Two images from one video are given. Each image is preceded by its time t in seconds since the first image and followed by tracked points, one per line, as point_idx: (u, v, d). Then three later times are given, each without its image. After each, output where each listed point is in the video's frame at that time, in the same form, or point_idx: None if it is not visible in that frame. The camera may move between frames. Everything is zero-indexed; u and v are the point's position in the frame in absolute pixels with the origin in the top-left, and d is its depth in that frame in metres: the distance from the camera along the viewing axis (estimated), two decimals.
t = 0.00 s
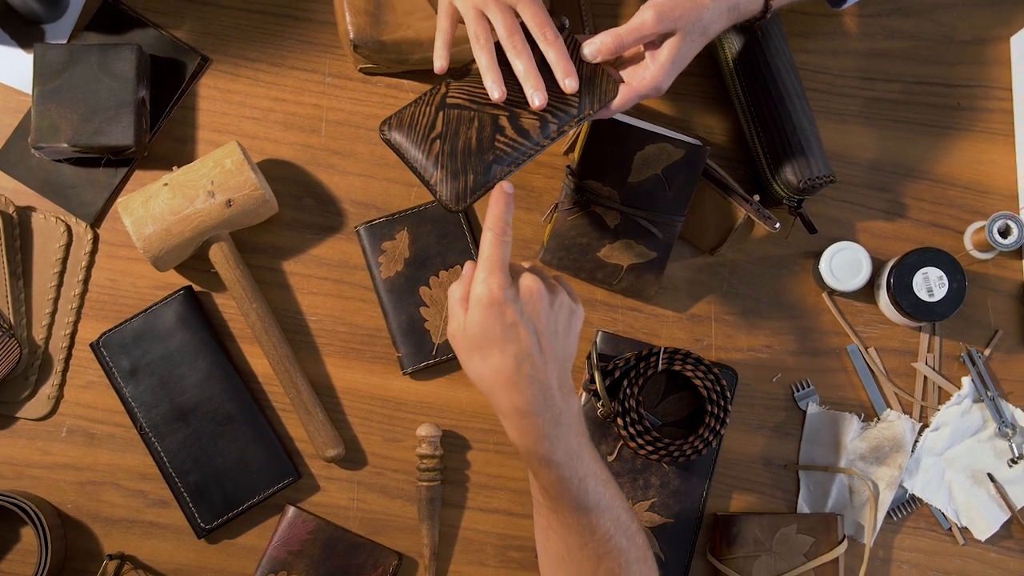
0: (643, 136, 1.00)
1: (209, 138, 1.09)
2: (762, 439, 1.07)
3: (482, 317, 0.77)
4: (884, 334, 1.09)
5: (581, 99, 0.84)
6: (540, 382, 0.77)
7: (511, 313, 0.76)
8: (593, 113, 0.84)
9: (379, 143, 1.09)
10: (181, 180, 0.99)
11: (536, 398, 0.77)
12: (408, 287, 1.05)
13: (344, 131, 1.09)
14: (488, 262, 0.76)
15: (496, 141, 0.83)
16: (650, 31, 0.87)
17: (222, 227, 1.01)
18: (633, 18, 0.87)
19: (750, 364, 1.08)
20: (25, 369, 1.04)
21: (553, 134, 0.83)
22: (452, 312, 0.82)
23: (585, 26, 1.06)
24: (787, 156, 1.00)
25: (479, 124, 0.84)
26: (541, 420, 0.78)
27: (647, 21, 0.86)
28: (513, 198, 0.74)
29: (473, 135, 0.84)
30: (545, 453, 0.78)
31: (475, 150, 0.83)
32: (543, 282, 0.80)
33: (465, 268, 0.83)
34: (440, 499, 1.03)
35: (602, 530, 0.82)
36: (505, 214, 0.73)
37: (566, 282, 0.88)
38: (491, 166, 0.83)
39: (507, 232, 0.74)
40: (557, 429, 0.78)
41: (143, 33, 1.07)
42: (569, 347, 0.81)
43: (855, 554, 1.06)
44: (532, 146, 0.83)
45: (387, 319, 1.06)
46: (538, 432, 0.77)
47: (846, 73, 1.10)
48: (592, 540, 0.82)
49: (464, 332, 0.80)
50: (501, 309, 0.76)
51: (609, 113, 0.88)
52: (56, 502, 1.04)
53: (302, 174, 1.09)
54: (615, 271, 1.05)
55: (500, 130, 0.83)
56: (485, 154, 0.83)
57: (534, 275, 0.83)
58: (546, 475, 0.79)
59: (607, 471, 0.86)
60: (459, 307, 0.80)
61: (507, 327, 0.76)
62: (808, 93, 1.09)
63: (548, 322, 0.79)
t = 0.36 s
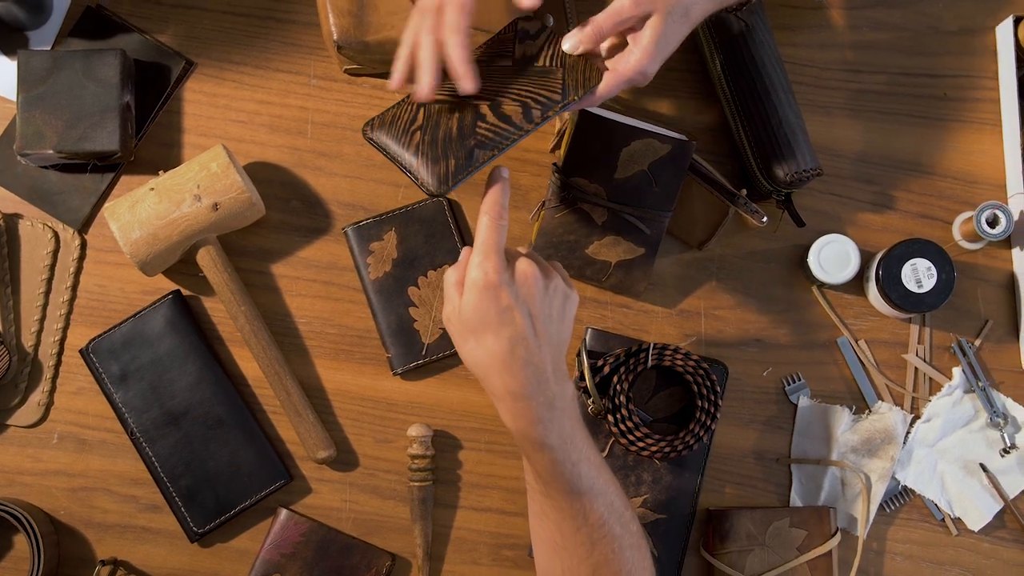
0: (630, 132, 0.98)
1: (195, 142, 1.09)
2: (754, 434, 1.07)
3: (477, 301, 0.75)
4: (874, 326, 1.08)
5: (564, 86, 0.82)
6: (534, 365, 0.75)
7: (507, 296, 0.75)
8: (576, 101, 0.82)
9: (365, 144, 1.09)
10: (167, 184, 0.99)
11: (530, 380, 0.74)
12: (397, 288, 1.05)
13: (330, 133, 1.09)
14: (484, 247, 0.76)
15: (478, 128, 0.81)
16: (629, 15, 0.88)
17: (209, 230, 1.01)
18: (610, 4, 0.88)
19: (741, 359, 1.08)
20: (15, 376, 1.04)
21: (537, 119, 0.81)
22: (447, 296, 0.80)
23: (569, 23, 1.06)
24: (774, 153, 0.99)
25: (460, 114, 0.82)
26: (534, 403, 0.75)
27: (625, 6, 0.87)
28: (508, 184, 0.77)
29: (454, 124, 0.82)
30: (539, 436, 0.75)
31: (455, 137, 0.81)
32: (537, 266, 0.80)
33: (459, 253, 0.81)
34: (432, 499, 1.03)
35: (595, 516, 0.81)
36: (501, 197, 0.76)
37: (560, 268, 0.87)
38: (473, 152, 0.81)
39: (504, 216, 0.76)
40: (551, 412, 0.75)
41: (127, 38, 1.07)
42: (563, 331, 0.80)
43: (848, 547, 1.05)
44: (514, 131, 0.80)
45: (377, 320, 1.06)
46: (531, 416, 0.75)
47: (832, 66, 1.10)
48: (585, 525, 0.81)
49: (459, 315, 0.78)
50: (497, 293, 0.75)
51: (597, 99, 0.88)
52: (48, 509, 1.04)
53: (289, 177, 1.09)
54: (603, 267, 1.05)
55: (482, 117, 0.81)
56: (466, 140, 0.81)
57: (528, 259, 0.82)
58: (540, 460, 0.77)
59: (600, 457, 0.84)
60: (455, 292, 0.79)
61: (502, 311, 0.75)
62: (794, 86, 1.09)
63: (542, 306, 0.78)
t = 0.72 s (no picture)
0: (613, 126, 0.97)
1: (180, 145, 1.08)
2: (744, 427, 1.07)
3: (461, 297, 0.74)
4: (863, 317, 1.08)
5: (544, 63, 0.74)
6: (521, 361, 0.74)
7: (491, 292, 0.74)
8: (557, 72, 0.73)
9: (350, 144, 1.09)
10: (151, 188, 0.98)
11: (516, 376, 0.74)
12: (384, 287, 1.05)
13: (315, 134, 1.09)
14: (469, 242, 0.75)
15: (453, 106, 0.70)
16: None
17: (194, 233, 1.01)
18: None
19: (730, 352, 1.08)
20: (3, 383, 1.04)
21: (517, 87, 0.69)
22: (433, 292, 0.79)
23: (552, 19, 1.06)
24: (760, 146, 0.99)
25: (436, 101, 0.72)
26: (521, 399, 0.75)
27: None
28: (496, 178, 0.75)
29: (429, 110, 0.71)
30: (526, 431, 0.75)
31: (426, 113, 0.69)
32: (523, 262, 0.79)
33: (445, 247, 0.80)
34: (423, 498, 1.03)
35: (585, 509, 0.81)
36: (488, 193, 0.74)
37: (546, 262, 0.86)
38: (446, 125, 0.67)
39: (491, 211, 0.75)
40: (538, 408, 0.75)
41: (109, 41, 1.07)
42: (549, 326, 0.79)
43: (840, 538, 1.06)
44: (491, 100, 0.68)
45: (365, 320, 1.05)
46: (517, 411, 0.75)
47: (816, 57, 1.10)
48: (575, 519, 0.81)
49: (445, 311, 0.77)
50: (482, 288, 0.74)
51: (583, 76, 0.82)
52: (38, 514, 1.04)
53: (274, 178, 1.08)
54: (590, 263, 1.05)
55: (456, 98, 0.71)
56: (439, 116, 0.69)
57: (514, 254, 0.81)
58: (527, 454, 0.77)
59: (589, 451, 0.84)
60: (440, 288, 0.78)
61: (488, 306, 0.74)
62: (778, 79, 1.09)
63: (528, 301, 0.77)
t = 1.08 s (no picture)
0: (598, 121, 0.96)
1: (164, 148, 1.08)
2: (734, 420, 1.07)
3: (438, 303, 0.74)
4: (850, 308, 1.09)
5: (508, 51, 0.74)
6: (501, 365, 0.74)
7: (468, 296, 0.73)
8: (523, 55, 0.73)
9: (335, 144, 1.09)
10: (135, 192, 0.98)
11: (497, 380, 0.74)
12: (371, 287, 1.05)
13: (300, 134, 1.09)
14: (443, 246, 0.73)
15: (420, 101, 0.71)
16: None
17: (180, 236, 1.00)
18: None
19: (718, 346, 1.08)
20: None
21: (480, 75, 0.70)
22: (409, 296, 0.78)
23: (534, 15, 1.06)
24: (745, 137, 0.99)
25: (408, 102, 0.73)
26: (503, 401, 0.75)
27: None
28: (469, 176, 0.70)
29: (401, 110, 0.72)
30: (509, 434, 0.75)
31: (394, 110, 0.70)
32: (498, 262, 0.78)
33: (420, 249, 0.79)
34: (413, 497, 1.03)
35: (573, 507, 0.81)
36: (461, 193, 0.70)
37: (523, 258, 0.85)
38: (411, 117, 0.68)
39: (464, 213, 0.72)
40: (520, 409, 0.75)
41: (91, 46, 1.07)
42: (528, 325, 0.79)
43: (831, 529, 1.05)
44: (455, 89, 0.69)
45: (352, 320, 1.05)
46: (500, 414, 0.75)
47: (799, 49, 1.10)
48: (563, 517, 0.81)
49: (422, 316, 0.77)
50: (458, 294, 0.73)
51: (557, 57, 0.82)
52: (28, 521, 1.04)
53: (259, 180, 1.08)
54: (577, 259, 1.05)
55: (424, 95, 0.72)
56: (406, 111, 0.70)
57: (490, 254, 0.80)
58: (512, 456, 0.78)
59: (575, 448, 0.84)
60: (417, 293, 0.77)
61: (466, 312, 0.73)
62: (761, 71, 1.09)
63: (506, 303, 0.76)
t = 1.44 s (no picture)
0: (579, 116, 0.96)
1: (147, 151, 1.08)
2: (722, 413, 1.07)
3: (409, 285, 0.73)
4: (836, 299, 1.09)
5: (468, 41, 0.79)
6: (476, 344, 0.74)
7: (439, 276, 0.73)
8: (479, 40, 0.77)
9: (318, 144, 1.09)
10: (118, 196, 0.98)
11: (473, 358, 0.74)
12: (357, 287, 1.05)
13: (283, 135, 1.09)
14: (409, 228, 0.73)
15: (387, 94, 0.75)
16: None
17: (164, 239, 1.00)
18: None
19: (705, 339, 1.08)
20: None
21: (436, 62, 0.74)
22: (380, 280, 0.78)
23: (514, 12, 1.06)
24: (727, 126, 0.99)
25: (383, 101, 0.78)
26: (480, 380, 0.75)
27: None
28: (429, 158, 0.70)
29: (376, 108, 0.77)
30: (488, 413, 0.76)
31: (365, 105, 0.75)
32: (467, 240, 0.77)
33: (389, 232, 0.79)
34: (402, 496, 1.03)
35: (556, 485, 0.81)
36: (423, 175, 0.70)
37: (494, 236, 0.85)
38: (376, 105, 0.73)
39: (426, 196, 0.71)
40: (498, 387, 0.75)
41: (72, 51, 1.07)
42: (502, 303, 0.79)
43: (821, 520, 1.05)
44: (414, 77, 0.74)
45: (338, 320, 1.05)
46: (478, 393, 0.75)
47: (781, 41, 1.10)
48: (546, 496, 0.81)
49: (393, 300, 0.76)
50: (428, 275, 0.73)
51: (530, 38, 0.83)
52: (17, 527, 1.03)
53: (243, 182, 1.08)
54: (561, 255, 1.05)
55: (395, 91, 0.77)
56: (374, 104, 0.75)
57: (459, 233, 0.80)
58: (493, 436, 0.78)
59: (556, 426, 0.84)
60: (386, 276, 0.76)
61: (437, 292, 0.73)
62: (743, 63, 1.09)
63: (477, 281, 0.76)
